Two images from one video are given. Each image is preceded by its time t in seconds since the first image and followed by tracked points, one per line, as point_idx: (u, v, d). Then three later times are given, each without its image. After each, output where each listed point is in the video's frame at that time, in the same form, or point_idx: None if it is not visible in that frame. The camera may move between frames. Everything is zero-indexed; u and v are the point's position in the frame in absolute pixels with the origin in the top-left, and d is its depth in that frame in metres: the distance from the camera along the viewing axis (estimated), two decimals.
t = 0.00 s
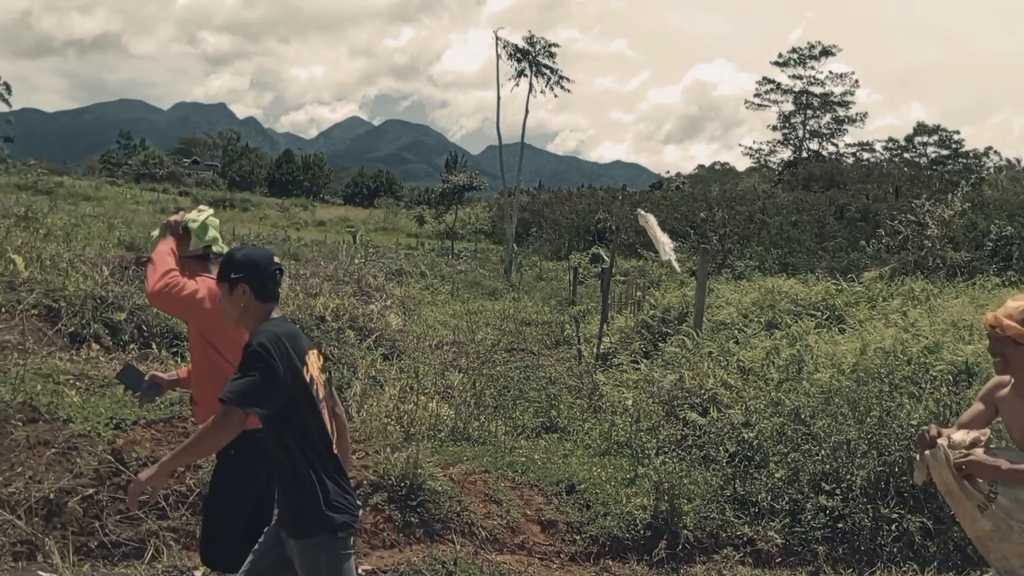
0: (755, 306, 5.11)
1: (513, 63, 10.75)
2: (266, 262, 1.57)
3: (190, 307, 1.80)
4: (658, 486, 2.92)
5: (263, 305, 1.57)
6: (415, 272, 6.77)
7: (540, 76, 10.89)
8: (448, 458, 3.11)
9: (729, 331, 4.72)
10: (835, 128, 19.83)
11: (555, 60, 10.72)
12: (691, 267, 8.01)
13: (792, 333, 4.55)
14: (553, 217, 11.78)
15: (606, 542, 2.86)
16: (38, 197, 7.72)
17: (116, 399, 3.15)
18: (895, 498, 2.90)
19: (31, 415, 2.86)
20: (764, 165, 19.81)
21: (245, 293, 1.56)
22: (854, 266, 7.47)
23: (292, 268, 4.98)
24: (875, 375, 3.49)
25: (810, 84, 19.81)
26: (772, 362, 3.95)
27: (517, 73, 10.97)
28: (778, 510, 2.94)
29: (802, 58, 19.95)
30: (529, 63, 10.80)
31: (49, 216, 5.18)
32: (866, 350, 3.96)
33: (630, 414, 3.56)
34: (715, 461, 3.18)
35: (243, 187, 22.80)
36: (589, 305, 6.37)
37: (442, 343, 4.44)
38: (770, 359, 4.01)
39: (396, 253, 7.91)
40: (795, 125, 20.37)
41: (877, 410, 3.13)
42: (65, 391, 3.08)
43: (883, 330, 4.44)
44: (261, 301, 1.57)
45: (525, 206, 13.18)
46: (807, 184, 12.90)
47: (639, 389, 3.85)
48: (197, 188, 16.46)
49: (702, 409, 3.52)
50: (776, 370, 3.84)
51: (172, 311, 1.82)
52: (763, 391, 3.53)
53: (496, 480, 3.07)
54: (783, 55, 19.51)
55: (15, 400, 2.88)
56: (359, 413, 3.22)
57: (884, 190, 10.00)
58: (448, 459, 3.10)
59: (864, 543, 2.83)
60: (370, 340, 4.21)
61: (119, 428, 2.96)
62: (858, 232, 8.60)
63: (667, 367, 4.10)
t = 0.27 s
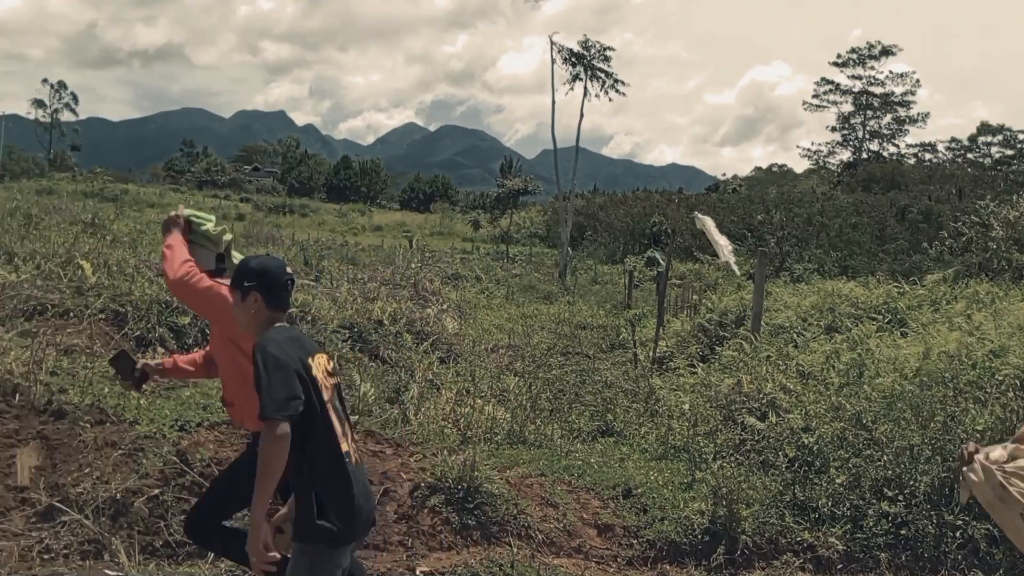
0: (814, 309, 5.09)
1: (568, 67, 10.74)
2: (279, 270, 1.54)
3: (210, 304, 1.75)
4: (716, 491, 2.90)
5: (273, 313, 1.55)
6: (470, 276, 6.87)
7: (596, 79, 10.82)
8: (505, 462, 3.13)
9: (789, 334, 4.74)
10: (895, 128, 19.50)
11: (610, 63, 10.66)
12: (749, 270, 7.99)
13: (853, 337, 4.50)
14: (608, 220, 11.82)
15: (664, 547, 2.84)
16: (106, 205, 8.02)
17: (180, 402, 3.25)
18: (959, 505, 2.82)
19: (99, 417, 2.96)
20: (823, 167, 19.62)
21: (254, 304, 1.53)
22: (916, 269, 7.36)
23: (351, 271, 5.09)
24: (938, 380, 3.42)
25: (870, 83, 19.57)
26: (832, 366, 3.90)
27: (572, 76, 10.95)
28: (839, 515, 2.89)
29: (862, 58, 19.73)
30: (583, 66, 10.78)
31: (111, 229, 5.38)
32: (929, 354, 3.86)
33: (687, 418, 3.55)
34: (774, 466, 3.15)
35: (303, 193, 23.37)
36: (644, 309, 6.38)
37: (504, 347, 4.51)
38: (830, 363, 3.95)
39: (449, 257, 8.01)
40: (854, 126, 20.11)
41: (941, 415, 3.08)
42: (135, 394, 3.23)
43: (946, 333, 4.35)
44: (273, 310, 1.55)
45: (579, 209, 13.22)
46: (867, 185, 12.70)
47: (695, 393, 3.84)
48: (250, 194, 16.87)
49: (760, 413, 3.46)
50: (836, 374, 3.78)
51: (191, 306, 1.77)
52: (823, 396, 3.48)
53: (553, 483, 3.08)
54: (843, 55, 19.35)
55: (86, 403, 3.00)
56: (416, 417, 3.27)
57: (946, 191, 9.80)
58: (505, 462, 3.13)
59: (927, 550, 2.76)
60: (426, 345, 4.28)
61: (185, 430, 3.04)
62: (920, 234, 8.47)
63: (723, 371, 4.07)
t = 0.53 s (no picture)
0: (872, 310, 5.06)
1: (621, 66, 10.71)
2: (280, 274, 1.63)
3: (210, 293, 1.90)
4: (773, 493, 2.86)
5: (278, 322, 1.63)
6: (522, 278, 6.94)
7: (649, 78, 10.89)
8: (559, 463, 3.14)
9: (846, 336, 4.72)
10: (955, 125, 19.14)
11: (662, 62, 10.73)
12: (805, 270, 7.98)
13: (912, 338, 4.45)
14: (660, 220, 11.82)
15: (720, 549, 2.82)
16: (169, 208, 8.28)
17: (238, 401, 3.32)
18: None
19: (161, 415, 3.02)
20: (880, 165, 19.38)
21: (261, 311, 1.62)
22: (978, 268, 7.25)
23: (407, 273, 5.20)
24: (1002, 381, 3.33)
25: (929, 80, 19.30)
26: (891, 368, 3.85)
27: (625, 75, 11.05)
28: (899, 520, 2.84)
29: (921, 54, 19.47)
30: (636, 65, 10.83)
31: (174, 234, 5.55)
32: (992, 355, 3.77)
33: (743, 420, 3.54)
34: (832, 469, 3.12)
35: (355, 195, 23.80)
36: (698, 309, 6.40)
37: (561, 349, 4.58)
38: (889, 365, 3.90)
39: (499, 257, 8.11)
40: (912, 123, 19.81)
41: (1004, 417, 3.00)
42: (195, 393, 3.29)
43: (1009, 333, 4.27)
44: (278, 318, 1.63)
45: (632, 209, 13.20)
46: (926, 184, 12.51)
47: (751, 395, 3.82)
48: (297, 195, 17.22)
49: (818, 415, 3.45)
50: (895, 376, 3.73)
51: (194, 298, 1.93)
52: (882, 397, 3.42)
53: (607, 485, 3.08)
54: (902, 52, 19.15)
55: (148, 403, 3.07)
56: (470, 417, 3.37)
57: (1009, 189, 9.59)
58: (559, 463, 3.14)
59: (990, 556, 2.70)
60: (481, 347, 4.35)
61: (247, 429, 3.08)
62: (981, 233, 8.31)
63: (780, 373, 4.04)
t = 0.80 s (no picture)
0: (931, 310, 5.01)
1: (673, 66, 10.61)
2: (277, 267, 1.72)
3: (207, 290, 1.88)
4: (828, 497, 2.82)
5: (273, 314, 1.68)
6: (571, 278, 6.96)
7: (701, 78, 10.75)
8: (611, 464, 3.13)
9: (904, 337, 4.65)
10: (1016, 123, 18.73)
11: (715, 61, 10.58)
12: (861, 270, 7.92)
13: (973, 339, 4.38)
14: (712, 220, 11.72)
15: (774, 553, 2.78)
16: (228, 211, 8.50)
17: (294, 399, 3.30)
18: None
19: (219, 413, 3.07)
20: (939, 163, 19.07)
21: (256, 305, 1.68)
22: None
23: (460, 274, 5.28)
24: None
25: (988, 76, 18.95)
26: (950, 370, 3.79)
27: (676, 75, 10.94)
28: (958, 524, 2.79)
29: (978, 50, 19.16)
30: (687, 65, 10.73)
31: (233, 238, 5.70)
32: None
33: (798, 423, 3.51)
34: (889, 473, 3.10)
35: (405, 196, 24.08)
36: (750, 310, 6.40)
37: (607, 349, 4.60)
38: (949, 367, 3.84)
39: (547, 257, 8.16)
40: (971, 121, 19.46)
41: None
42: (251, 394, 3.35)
43: None
44: (274, 311, 1.68)
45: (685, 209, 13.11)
46: (986, 183, 12.26)
47: (806, 397, 3.76)
48: (342, 196, 17.49)
49: (875, 418, 3.41)
50: (955, 378, 3.66)
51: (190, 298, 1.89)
52: (942, 400, 3.35)
53: (659, 486, 3.07)
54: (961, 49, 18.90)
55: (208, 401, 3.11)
56: (521, 417, 3.38)
57: None
58: (611, 464, 3.13)
59: None
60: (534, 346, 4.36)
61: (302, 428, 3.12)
62: None
63: (835, 375, 3.98)
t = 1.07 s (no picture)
0: (994, 314, 5.04)
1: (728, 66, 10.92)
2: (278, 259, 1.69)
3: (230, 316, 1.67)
4: (888, 502, 2.78)
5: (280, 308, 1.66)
6: (624, 282, 7.06)
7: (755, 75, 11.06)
8: (666, 467, 3.13)
9: (967, 340, 4.58)
10: None
11: (770, 60, 10.87)
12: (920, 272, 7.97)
13: None
14: (769, 222, 12.15)
15: (832, 559, 2.76)
16: (285, 212, 8.76)
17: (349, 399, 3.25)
18: None
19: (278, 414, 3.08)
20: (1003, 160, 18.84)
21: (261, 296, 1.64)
22: None
23: (515, 277, 5.42)
24: None
25: None
26: (1014, 375, 3.75)
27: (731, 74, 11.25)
28: None
29: None
30: (743, 63, 11.01)
31: (293, 241, 5.88)
32: None
33: (857, 427, 3.48)
34: (952, 478, 3.04)
35: (461, 198, 24.80)
36: (808, 312, 6.54)
37: (667, 353, 4.69)
38: (1014, 372, 3.82)
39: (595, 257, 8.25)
40: None
41: None
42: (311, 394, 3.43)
43: None
44: (280, 305, 1.65)
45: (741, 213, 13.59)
46: None
47: (866, 400, 3.73)
48: (395, 197, 18.03)
49: (936, 422, 3.38)
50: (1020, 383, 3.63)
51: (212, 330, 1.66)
52: (1006, 404, 3.30)
53: (715, 490, 3.05)
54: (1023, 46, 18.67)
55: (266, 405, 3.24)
56: (575, 419, 3.42)
57: None
58: (667, 467, 3.13)
59: None
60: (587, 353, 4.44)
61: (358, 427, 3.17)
62: None
63: (896, 377, 3.94)
